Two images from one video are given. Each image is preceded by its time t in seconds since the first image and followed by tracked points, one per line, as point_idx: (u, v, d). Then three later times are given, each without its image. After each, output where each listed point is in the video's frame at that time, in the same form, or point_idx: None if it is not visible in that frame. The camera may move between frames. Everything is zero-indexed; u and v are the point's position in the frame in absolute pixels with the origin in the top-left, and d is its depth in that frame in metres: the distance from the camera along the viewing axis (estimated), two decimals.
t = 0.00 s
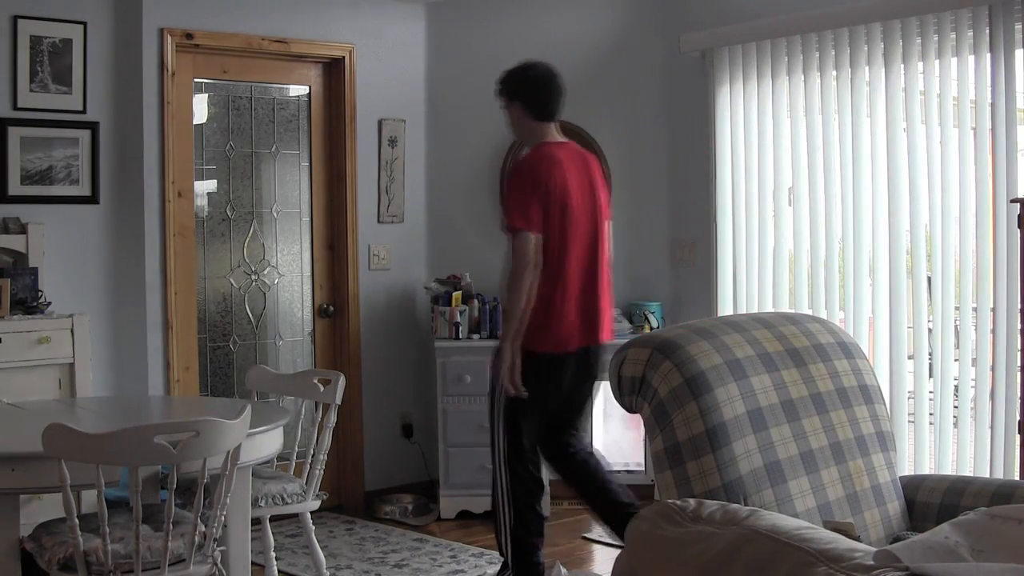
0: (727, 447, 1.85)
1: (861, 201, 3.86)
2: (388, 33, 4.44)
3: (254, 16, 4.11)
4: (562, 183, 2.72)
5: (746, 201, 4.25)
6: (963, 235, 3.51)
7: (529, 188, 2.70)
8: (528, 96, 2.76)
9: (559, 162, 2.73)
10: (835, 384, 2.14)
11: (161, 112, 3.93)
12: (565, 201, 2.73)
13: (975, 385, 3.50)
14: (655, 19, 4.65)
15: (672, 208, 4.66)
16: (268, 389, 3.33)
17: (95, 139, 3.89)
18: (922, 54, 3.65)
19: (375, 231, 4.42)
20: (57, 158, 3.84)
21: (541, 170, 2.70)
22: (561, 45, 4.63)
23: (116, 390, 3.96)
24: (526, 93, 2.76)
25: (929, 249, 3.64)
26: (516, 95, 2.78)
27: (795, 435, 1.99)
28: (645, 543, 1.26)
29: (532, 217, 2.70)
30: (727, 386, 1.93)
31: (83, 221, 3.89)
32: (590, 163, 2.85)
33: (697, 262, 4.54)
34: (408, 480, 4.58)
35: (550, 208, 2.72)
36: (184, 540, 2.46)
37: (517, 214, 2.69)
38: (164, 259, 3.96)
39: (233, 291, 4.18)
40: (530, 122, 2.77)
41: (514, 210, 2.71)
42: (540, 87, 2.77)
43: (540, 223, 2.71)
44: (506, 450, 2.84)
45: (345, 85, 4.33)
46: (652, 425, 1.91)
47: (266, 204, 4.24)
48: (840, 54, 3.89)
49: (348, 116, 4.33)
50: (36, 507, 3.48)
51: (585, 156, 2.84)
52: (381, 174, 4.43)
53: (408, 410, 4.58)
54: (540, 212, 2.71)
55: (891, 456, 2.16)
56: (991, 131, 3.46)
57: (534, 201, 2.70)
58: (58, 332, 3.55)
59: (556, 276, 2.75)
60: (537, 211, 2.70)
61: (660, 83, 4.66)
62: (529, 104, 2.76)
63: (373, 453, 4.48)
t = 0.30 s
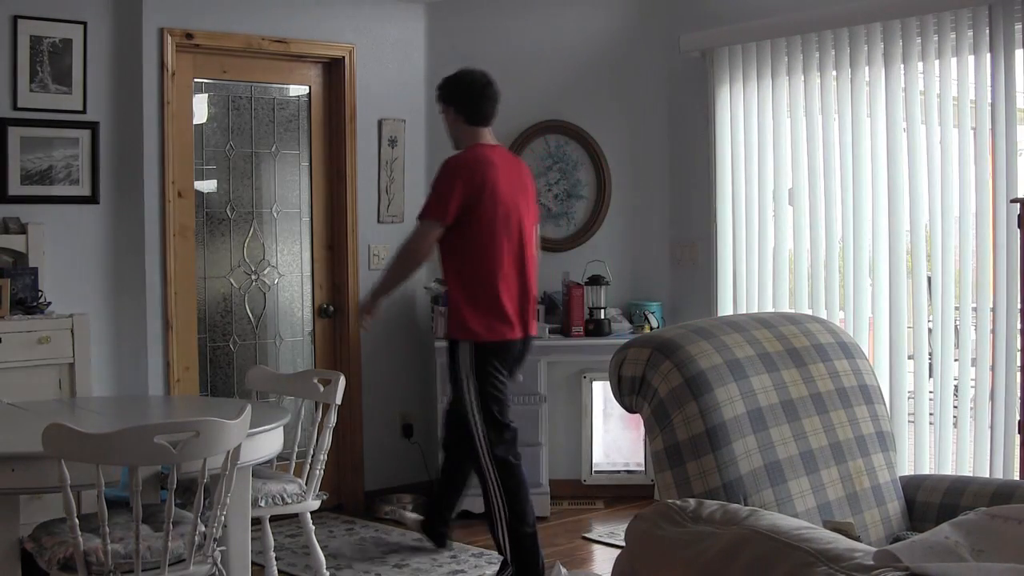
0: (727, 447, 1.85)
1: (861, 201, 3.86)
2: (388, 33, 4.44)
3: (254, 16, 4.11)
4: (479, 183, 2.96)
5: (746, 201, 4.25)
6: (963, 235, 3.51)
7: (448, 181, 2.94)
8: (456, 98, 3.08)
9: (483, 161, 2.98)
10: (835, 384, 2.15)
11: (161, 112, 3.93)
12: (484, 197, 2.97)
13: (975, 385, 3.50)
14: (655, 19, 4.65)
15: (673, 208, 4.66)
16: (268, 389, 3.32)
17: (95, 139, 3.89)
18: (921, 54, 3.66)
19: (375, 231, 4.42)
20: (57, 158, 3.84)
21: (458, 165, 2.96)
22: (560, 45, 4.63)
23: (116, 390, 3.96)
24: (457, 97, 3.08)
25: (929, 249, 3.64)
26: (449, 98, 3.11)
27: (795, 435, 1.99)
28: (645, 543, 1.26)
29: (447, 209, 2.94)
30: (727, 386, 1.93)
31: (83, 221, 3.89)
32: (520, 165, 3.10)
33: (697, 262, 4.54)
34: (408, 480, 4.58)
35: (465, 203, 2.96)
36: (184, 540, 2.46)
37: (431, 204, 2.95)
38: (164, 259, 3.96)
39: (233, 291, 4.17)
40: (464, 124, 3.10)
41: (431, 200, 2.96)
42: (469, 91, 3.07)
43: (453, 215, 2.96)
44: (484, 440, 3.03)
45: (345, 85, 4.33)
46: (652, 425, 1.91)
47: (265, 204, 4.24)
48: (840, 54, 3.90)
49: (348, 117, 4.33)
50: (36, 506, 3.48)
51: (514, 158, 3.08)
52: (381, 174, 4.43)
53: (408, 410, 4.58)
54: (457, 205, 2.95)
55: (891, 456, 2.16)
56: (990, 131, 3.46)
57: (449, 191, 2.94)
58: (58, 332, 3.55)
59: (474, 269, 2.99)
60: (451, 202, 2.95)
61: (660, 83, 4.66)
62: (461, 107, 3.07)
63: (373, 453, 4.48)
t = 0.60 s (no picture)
0: (727, 447, 1.85)
1: (861, 201, 3.86)
2: (388, 33, 4.44)
3: (254, 17, 4.11)
4: (443, 185, 3.27)
5: (746, 201, 4.25)
6: (963, 235, 3.51)
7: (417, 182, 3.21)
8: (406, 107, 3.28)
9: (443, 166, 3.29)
10: (835, 384, 2.15)
11: (161, 111, 3.93)
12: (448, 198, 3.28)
13: (975, 385, 3.50)
14: (655, 19, 4.65)
15: (673, 208, 4.66)
16: (268, 389, 3.32)
17: (95, 139, 3.89)
18: (922, 54, 3.65)
19: (375, 231, 4.42)
20: (57, 158, 3.84)
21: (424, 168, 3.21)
22: (560, 45, 4.63)
23: (116, 390, 3.97)
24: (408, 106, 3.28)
25: (929, 249, 3.64)
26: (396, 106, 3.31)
27: (795, 435, 1.99)
28: (646, 544, 1.26)
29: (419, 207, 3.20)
30: (727, 386, 1.93)
31: (83, 221, 3.89)
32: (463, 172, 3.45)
33: (697, 262, 4.54)
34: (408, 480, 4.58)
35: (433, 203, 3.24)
36: (185, 540, 2.46)
37: (403, 205, 3.19)
38: (164, 259, 3.96)
39: (233, 291, 4.17)
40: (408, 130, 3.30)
41: (401, 201, 3.20)
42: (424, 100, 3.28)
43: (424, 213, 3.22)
44: (410, 436, 3.33)
45: (345, 85, 4.33)
46: (652, 425, 1.91)
47: (265, 204, 4.23)
48: (840, 54, 3.90)
49: (348, 117, 4.33)
50: (36, 507, 3.48)
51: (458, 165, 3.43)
52: (381, 174, 4.43)
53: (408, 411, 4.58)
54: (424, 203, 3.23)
55: (891, 456, 2.16)
56: (990, 131, 3.46)
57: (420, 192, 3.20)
58: (58, 332, 3.55)
59: (434, 265, 3.29)
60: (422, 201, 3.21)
61: (660, 83, 4.66)
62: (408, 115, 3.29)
63: (374, 453, 4.48)
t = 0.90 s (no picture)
0: (727, 447, 1.85)
1: (861, 201, 3.86)
2: (389, 32, 4.44)
3: (254, 17, 4.11)
4: (406, 182, 3.61)
5: (746, 201, 4.26)
6: (963, 235, 3.51)
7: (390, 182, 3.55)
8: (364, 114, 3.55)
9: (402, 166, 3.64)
10: (835, 384, 2.15)
11: (161, 111, 3.94)
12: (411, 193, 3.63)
13: (975, 385, 3.50)
14: (655, 19, 4.65)
15: (673, 208, 4.66)
16: (268, 389, 3.32)
17: (95, 139, 3.90)
18: (922, 54, 3.65)
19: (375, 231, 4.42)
20: (57, 158, 3.85)
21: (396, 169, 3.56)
22: (561, 45, 4.63)
23: (116, 389, 3.97)
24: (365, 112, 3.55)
25: (929, 249, 3.64)
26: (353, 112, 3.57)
27: (795, 435, 1.99)
28: (646, 543, 1.26)
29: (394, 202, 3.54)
30: (727, 386, 1.93)
31: (83, 221, 3.89)
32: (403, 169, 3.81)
33: (697, 262, 4.54)
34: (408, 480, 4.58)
35: (404, 200, 3.58)
36: (185, 540, 2.46)
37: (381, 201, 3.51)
38: (164, 259, 3.96)
39: (233, 291, 4.17)
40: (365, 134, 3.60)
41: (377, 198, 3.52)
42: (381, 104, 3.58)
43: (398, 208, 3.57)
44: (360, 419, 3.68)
45: (345, 85, 4.33)
46: (652, 425, 1.91)
47: (266, 204, 4.23)
48: (840, 54, 3.90)
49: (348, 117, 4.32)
50: (36, 507, 3.49)
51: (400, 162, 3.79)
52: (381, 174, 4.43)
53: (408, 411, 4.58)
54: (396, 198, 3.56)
55: (891, 456, 2.16)
56: (990, 131, 3.46)
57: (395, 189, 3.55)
58: (58, 332, 3.55)
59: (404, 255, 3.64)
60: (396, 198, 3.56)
61: (660, 83, 4.67)
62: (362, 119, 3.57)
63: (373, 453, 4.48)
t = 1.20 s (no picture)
0: (727, 447, 1.85)
1: (861, 201, 3.86)
2: (389, 32, 4.44)
3: (255, 16, 4.11)
4: (355, 186, 3.74)
5: (746, 201, 4.26)
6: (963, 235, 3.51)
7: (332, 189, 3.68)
8: (322, 117, 3.73)
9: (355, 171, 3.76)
10: (835, 384, 2.15)
11: (161, 111, 3.94)
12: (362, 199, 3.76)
13: (975, 385, 3.50)
14: (655, 19, 4.65)
15: (673, 208, 4.66)
16: (267, 389, 3.32)
17: (95, 139, 3.90)
18: (922, 54, 3.65)
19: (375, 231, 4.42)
20: (57, 158, 3.85)
21: (338, 175, 3.68)
22: (561, 45, 4.63)
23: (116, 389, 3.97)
24: (323, 117, 3.73)
25: (929, 249, 3.64)
26: (310, 115, 3.75)
27: (795, 435, 1.99)
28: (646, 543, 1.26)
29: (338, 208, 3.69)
30: (727, 386, 1.93)
31: (83, 221, 3.89)
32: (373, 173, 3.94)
33: (697, 263, 4.54)
34: (407, 480, 4.58)
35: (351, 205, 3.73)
36: (185, 540, 2.46)
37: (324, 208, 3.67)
38: (164, 259, 3.96)
39: (232, 291, 4.15)
40: (324, 137, 3.77)
41: (318, 206, 3.67)
42: (338, 109, 3.74)
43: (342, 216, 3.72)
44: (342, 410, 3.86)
45: (345, 85, 4.32)
46: (652, 425, 1.91)
47: (267, 203, 4.22)
48: (840, 54, 3.90)
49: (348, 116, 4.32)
50: (36, 507, 3.49)
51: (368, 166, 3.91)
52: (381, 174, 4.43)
53: (409, 410, 4.58)
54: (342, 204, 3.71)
55: (891, 456, 2.16)
56: (990, 131, 3.46)
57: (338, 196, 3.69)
58: (58, 332, 3.55)
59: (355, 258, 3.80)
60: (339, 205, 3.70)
61: (660, 83, 4.67)
62: (321, 124, 3.74)
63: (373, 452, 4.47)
